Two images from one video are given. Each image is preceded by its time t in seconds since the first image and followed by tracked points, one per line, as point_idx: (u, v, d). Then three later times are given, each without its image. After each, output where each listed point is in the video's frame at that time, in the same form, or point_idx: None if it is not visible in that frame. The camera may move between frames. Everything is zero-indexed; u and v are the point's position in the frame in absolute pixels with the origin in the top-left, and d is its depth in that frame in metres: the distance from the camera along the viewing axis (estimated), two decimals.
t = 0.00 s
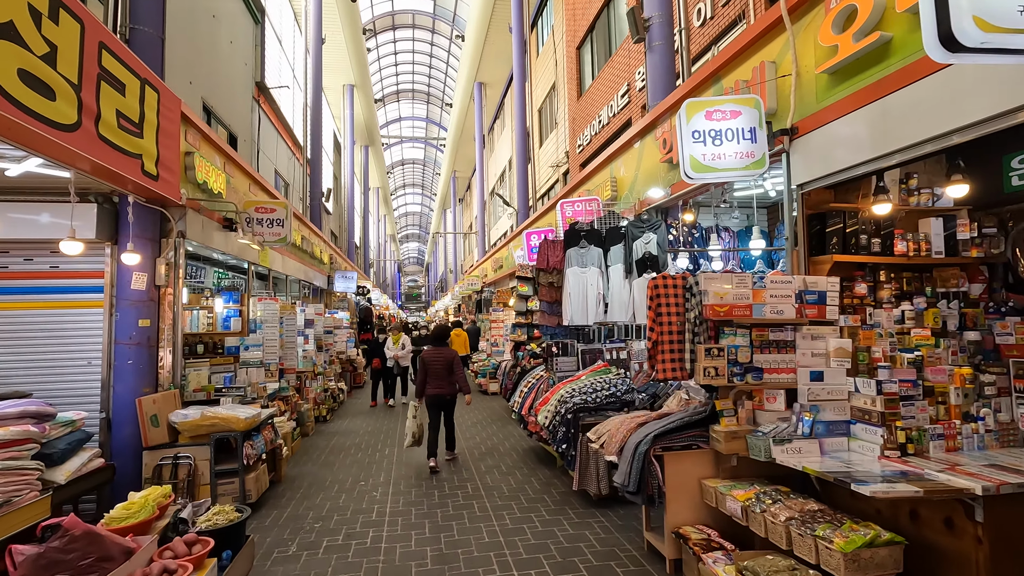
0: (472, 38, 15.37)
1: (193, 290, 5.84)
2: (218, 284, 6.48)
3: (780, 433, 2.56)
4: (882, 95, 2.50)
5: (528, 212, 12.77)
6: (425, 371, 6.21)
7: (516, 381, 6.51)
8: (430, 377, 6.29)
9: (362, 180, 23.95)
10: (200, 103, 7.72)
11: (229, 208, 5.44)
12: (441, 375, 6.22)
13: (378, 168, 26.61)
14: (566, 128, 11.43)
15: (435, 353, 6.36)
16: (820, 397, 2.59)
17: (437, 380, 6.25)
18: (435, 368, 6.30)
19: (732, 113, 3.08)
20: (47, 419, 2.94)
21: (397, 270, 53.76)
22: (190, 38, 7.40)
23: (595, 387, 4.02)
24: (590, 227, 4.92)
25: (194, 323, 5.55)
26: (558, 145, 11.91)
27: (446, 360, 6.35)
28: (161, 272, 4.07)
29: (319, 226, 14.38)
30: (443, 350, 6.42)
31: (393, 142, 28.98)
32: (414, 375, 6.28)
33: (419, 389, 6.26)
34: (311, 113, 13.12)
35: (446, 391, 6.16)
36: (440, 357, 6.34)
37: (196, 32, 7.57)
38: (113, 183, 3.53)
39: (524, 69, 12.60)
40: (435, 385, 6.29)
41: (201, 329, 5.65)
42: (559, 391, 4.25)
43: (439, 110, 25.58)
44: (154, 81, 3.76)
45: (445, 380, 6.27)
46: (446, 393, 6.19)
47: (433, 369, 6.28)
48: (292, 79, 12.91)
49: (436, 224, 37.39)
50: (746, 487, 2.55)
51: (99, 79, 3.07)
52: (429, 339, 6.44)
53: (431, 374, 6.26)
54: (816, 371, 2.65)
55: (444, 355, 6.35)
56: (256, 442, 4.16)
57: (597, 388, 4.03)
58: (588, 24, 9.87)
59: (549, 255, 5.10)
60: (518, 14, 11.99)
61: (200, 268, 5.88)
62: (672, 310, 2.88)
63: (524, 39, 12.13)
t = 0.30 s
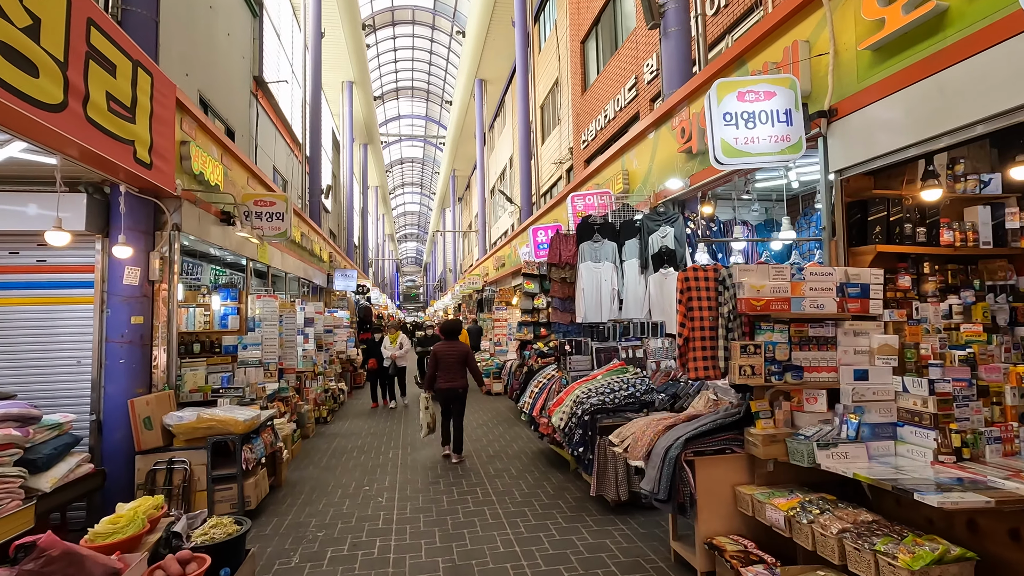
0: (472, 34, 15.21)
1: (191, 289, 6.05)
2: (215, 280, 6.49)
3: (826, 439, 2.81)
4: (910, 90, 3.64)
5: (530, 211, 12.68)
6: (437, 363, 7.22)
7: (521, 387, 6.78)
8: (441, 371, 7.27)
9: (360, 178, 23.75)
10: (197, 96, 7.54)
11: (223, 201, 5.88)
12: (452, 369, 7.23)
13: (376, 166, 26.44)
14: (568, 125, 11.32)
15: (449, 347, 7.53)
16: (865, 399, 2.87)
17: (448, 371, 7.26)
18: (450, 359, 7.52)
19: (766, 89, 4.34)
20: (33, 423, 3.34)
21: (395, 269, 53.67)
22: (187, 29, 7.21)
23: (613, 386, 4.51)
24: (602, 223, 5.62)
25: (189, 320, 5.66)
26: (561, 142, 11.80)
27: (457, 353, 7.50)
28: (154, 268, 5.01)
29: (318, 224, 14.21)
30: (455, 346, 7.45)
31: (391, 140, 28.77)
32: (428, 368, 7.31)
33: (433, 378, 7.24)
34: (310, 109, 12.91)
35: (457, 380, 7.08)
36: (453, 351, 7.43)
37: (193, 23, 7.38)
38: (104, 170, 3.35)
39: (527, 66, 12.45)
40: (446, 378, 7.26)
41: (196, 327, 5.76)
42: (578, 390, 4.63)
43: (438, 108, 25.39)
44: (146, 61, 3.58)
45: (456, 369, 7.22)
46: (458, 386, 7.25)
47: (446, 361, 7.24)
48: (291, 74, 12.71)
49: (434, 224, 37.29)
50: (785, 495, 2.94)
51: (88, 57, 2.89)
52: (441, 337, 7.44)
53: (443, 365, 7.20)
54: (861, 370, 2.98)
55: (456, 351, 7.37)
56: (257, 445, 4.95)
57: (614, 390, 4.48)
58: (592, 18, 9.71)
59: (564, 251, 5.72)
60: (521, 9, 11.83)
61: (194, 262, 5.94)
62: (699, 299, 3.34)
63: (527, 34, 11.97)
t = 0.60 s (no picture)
0: (472, 31, 15.00)
1: (184, 289, 6.10)
2: (210, 281, 6.58)
3: (873, 455, 3.30)
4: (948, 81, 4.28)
5: (532, 210, 12.53)
6: (442, 366, 7.34)
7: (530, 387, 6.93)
8: (446, 375, 7.46)
9: (357, 178, 23.57)
10: (191, 91, 7.34)
11: (218, 198, 5.97)
12: (457, 372, 7.37)
13: (373, 164, 26.28)
14: (571, 123, 11.16)
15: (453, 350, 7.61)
16: (912, 412, 3.40)
17: (452, 376, 7.50)
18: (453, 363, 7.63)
19: (799, 80, 5.13)
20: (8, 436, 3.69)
21: (393, 269, 53.59)
22: (182, 23, 7.01)
23: (631, 393, 5.07)
24: (614, 225, 6.29)
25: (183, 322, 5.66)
26: (564, 141, 11.65)
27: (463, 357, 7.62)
28: (144, 267, 5.19)
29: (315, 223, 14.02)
30: (459, 348, 7.58)
31: (389, 140, 28.61)
32: (432, 370, 7.48)
33: (436, 382, 7.42)
34: (307, 106, 12.70)
35: (462, 387, 7.37)
36: (458, 355, 7.54)
37: (188, 18, 7.18)
38: (91, 165, 3.39)
39: (529, 63, 12.29)
40: (450, 380, 7.46)
41: (190, 330, 5.76)
42: (593, 400, 5.17)
43: (437, 107, 25.19)
44: (134, 51, 3.64)
45: (460, 377, 7.46)
46: (462, 388, 7.43)
47: (451, 365, 7.51)
48: (288, 70, 12.46)
49: (432, 224, 37.18)
50: (827, 516, 3.39)
51: (67, 42, 2.93)
52: (446, 340, 7.64)
53: (447, 370, 7.44)
54: (906, 381, 3.47)
55: (461, 354, 7.53)
56: (251, 456, 5.03)
57: (632, 399, 5.02)
58: (596, 13, 9.53)
59: (575, 250, 6.35)
60: (523, 5, 11.65)
61: (191, 266, 6.06)
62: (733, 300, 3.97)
63: (528, 30, 11.79)
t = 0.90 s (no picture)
0: (471, 26, 14.81)
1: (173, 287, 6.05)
2: (201, 279, 6.75)
3: (922, 463, 3.26)
4: (986, 58, 3.95)
5: (533, 206, 12.39)
6: (440, 359, 7.41)
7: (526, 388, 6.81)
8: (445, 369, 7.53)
9: (355, 175, 23.39)
10: (183, 83, 7.14)
11: (207, 188, 6.06)
12: (454, 365, 7.47)
13: (370, 162, 26.12)
14: (572, 119, 11.01)
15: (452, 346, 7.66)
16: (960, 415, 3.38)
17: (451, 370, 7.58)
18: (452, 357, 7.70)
19: (832, 53, 4.33)
20: None
21: (391, 268, 53.44)
22: (173, 12, 6.81)
23: (644, 395, 4.96)
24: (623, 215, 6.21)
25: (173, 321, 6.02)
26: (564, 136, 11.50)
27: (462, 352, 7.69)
28: (127, 263, 5.14)
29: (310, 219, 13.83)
30: (458, 343, 7.64)
31: (387, 137, 28.42)
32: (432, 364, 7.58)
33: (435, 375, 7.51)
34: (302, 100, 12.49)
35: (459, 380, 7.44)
36: (457, 350, 7.60)
37: (178, 7, 6.98)
38: (68, 148, 3.38)
39: (529, 57, 12.11)
40: (449, 373, 7.52)
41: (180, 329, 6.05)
42: (602, 400, 5.05)
43: (436, 104, 25.00)
44: (113, 29, 3.62)
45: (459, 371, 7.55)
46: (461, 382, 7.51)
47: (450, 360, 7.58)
48: (284, 64, 12.25)
49: (430, 222, 37.04)
50: (872, 531, 3.29)
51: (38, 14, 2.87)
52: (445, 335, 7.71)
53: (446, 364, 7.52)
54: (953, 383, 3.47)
55: (460, 348, 7.60)
56: (239, 460, 4.94)
57: (645, 400, 4.90)
58: (598, 6, 9.36)
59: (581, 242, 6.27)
60: None
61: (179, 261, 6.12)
62: (765, 293, 3.94)
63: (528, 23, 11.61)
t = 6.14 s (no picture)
0: None
1: None
2: None
3: None
4: None
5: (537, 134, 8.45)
6: (396, 343, 5.23)
7: (526, 437, 3.04)
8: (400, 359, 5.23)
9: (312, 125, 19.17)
10: None
11: None
12: (415, 349, 5.28)
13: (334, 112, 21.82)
14: None
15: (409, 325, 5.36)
16: None
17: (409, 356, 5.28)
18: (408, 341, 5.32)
19: None
20: None
21: (371, 243, 49.30)
22: None
23: None
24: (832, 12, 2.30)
25: None
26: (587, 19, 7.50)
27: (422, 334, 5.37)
28: None
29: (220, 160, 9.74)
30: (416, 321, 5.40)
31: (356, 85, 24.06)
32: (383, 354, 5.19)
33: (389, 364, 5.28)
34: None
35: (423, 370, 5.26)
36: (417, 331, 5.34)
37: None
38: None
39: None
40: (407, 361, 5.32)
41: None
42: None
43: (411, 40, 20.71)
44: None
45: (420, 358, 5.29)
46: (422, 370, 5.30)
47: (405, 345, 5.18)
48: None
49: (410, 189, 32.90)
50: None
51: None
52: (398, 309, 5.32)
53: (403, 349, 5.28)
54: None
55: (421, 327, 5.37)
56: None
57: None
58: None
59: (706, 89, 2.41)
60: None
61: None
62: None
63: None
